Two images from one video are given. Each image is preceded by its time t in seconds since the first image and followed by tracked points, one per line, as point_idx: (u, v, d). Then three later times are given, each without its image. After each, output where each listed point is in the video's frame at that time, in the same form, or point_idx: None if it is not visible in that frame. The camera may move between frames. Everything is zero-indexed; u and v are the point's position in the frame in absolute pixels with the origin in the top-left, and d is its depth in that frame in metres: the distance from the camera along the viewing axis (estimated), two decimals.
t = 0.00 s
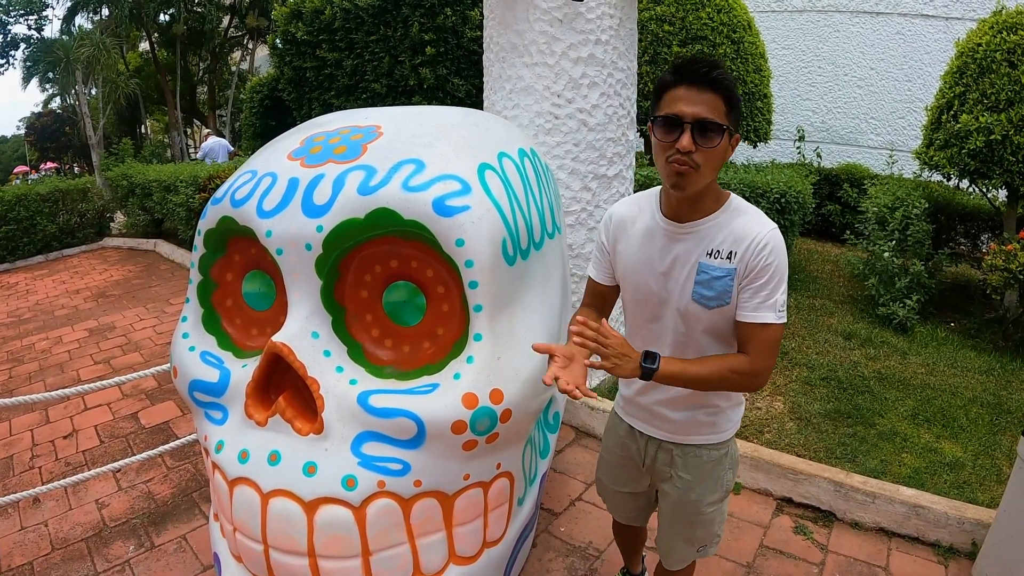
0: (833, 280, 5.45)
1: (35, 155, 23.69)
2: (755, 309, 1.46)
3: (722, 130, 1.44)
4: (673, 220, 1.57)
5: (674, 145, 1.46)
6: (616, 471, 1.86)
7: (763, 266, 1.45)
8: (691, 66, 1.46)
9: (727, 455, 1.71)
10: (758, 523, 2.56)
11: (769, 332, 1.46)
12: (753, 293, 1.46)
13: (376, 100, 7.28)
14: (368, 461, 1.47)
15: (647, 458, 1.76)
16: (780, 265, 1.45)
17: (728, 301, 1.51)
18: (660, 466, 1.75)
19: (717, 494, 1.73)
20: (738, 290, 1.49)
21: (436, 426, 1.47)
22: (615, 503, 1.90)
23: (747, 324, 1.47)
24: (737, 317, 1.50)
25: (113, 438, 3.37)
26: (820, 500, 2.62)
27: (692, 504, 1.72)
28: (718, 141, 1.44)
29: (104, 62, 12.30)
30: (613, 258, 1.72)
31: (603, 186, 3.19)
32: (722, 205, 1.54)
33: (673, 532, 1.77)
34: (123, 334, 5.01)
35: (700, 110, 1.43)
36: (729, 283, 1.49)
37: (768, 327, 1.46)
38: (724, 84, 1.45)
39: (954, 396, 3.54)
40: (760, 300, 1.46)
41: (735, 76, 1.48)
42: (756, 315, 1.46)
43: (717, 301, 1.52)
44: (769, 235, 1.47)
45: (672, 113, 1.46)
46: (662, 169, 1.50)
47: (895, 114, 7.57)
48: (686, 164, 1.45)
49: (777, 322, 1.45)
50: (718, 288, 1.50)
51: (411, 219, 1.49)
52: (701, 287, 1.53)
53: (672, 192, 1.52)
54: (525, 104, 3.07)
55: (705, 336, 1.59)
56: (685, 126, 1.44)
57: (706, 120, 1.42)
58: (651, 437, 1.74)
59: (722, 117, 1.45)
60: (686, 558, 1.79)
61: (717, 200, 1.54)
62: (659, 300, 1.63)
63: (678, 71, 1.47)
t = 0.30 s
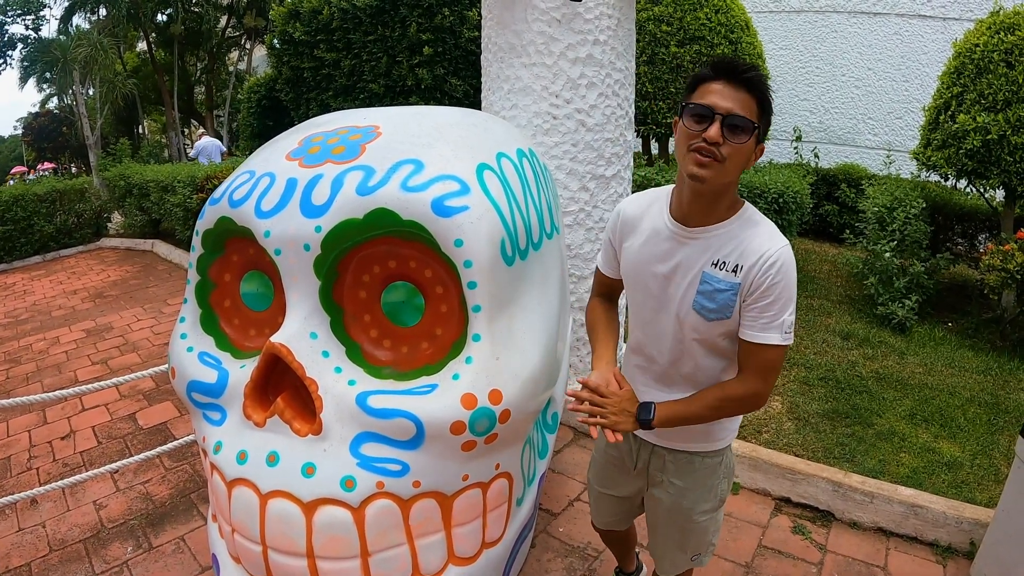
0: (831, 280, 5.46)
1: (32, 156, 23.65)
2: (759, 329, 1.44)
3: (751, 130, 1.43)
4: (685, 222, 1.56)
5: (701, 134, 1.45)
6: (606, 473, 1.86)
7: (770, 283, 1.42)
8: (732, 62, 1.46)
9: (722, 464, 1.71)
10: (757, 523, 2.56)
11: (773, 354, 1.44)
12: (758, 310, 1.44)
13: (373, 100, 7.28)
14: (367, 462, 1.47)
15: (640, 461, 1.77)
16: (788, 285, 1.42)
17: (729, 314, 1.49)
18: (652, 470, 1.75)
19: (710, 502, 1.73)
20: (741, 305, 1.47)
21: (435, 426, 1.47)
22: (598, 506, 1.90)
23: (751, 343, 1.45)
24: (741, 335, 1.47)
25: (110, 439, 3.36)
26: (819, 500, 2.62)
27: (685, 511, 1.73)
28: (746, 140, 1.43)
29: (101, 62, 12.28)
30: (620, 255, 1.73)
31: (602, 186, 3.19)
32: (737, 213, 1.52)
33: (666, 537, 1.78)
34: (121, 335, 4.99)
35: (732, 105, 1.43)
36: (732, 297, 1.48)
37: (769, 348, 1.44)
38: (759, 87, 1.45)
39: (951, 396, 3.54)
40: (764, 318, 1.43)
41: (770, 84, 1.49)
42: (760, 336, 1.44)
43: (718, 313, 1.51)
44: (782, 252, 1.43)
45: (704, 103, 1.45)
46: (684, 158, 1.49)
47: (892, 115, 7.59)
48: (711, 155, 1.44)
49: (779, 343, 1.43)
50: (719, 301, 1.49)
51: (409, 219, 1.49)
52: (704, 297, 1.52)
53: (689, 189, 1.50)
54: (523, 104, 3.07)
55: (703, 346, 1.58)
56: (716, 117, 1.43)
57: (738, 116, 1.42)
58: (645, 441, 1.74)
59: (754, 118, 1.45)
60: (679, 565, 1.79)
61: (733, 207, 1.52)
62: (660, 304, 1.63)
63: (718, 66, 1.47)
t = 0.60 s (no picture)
0: (829, 280, 5.46)
1: (31, 156, 23.63)
2: (758, 332, 1.43)
3: (754, 139, 1.42)
4: (685, 222, 1.56)
5: (704, 142, 1.44)
6: (596, 469, 1.86)
7: (767, 287, 1.42)
8: (740, 68, 1.44)
9: (714, 463, 1.71)
10: (756, 523, 2.56)
11: (774, 356, 1.43)
12: (758, 314, 1.44)
13: (372, 100, 7.27)
14: (367, 462, 1.47)
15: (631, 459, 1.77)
16: (787, 288, 1.42)
17: (727, 314, 1.50)
18: (644, 468, 1.76)
19: (703, 502, 1.73)
20: (740, 306, 1.47)
21: (436, 426, 1.47)
22: (587, 499, 1.91)
23: (751, 346, 1.45)
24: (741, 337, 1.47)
25: (109, 440, 3.35)
26: (819, 499, 2.62)
27: (677, 509, 1.73)
28: (749, 149, 1.42)
29: (99, 62, 12.27)
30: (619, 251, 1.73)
31: (601, 186, 3.19)
32: (738, 216, 1.51)
33: (657, 535, 1.78)
34: (119, 335, 4.98)
35: (737, 114, 1.41)
36: (731, 298, 1.48)
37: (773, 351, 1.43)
38: (766, 94, 1.43)
39: (951, 395, 3.54)
40: (763, 321, 1.43)
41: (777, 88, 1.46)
42: (759, 338, 1.43)
43: (715, 313, 1.51)
44: (780, 255, 1.43)
45: (707, 111, 1.44)
46: (686, 167, 1.48)
47: (890, 114, 7.60)
48: (711, 164, 1.43)
49: (781, 346, 1.43)
50: (716, 302, 1.50)
51: (409, 219, 1.48)
52: (701, 297, 1.52)
53: (691, 195, 1.50)
54: (522, 104, 3.07)
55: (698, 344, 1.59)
56: (718, 126, 1.42)
57: (742, 125, 1.40)
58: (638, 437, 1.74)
59: (759, 127, 1.43)
60: (674, 564, 1.79)
61: (734, 210, 1.51)
62: (657, 302, 1.63)
63: (725, 71, 1.45)
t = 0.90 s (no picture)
0: (829, 279, 5.46)
1: (29, 156, 23.57)
2: (736, 314, 1.46)
3: (715, 129, 1.43)
4: (656, 214, 1.56)
5: (666, 136, 1.45)
6: (590, 464, 1.86)
7: (741, 268, 1.44)
8: (697, 64, 1.45)
9: (701, 450, 1.71)
10: (758, 522, 2.55)
11: (751, 335, 1.47)
12: (734, 296, 1.46)
13: (371, 99, 7.26)
14: (369, 463, 1.46)
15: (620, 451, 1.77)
16: (759, 269, 1.44)
17: (703, 299, 1.51)
18: (633, 460, 1.75)
19: (693, 490, 1.72)
20: (716, 290, 1.49)
21: (438, 427, 1.46)
22: (586, 497, 1.91)
23: (729, 328, 1.47)
24: (721, 321, 1.49)
25: (108, 441, 3.34)
26: (820, 498, 2.62)
27: (668, 499, 1.72)
28: (710, 139, 1.43)
29: (97, 61, 12.24)
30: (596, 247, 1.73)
31: (601, 185, 3.19)
32: (707, 204, 1.53)
33: (649, 528, 1.77)
34: (118, 336, 4.97)
35: (696, 106, 1.43)
36: (706, 282, 1.49)
37: (748, 331, 1.46)
38: (725, 85, 1.44)
39: (951, 393, 3.54)
40: (739, 304, 1.45)
41: (736, 79, 1.47)
42: (737, 319, 1.46)
43: (692, 298, 1.52)
44: (750, 239, 1.45)
45: (669, 106, 1.45)
46: (651, 161, 1.49)
47: (889, 113, 7.61)
48: (675, 156, 1.45)
49: (758, 325, 1.46)
50: (693, 287, 1.50)
51: (411, 218, 1.48)
52: (677, 283, 1.53)
53: (658, 186, 1.51)
54: (523, 103, 3.06)
55: (680, 329, 1.58)
56: (679, 119, 1.43)
57: (702, 116, 1.42)
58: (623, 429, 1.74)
59: (718, 118, 1.45)
60: (669, 555, 1.78)
61: (703, 200, 1.53)
62: (635, 292, 1.62)
63: (683, 66, 1.46)
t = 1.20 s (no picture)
0: (840, 282, 5.41)
1: (38, 156, 23.67)
2: (731, 292, 1.43)
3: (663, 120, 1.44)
4: (646, 204, 1.56)
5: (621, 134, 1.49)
6: (592, 468, 1.83)
7: (729, 243, 1.42)
8: (656, 66, 1.48)
9: (701, 454, 1.66)
10: (770, 529, 2.51)
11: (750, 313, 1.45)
12: (724, 272, 1.43)
13: (380, 100, 7.25)
14: (379, 469, 1.43)
15: (621, 454, 1.72)
16: (748, 247, 1.42)
17: (695, 278, 1.47)
18: (633, 464, 1.71)
19: (692, 495, 1.68)
20: (708, 269, 1.46)
21: (449, 433, 1.43)
22: (592, 503, 1.87)
23: (725, 307, 1.45)
24: (716, 301, 1.47)
25: (115, 441, 3.33)
26: (832, 505, 2.58)
27: (665, 503, 1.67)
28: (657, 130, 1.44)
29: (107, 62, 12.29)
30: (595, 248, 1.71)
31: (613, 187, 3.16)
32: (693, 195, 1.52)
33: (648, 534, 1.72)
34: (126, 336, 4.97)
35: (647, 103, 1.45)
36: (697, 261, 1.46)
37: (747, 309, 1.44)
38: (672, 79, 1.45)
39: (964, 399, 3.49)
40: (732, 280, 1.43)
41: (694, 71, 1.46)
42: (732, 297, 1.43)
43: (685, 278, 1.48)
44: (738, 219, 1.44)
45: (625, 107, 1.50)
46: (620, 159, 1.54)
47: (900, 116, 7.55)
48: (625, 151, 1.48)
49: (756, 302, 1.43)
50: (685, 265, 1.47)
51: (423, 219, 1.45)
52: (669, 264, 1.49)
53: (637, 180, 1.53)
54: (534, 103, 3.03)
55: (676, 315, 1.53)
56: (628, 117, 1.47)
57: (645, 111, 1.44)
58: (623, 431, 1.70)
59: (670, 113, 1.44)
60: (666, 563, 1.73)
61: (688, 191, 1.52)
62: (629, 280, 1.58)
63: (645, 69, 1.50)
